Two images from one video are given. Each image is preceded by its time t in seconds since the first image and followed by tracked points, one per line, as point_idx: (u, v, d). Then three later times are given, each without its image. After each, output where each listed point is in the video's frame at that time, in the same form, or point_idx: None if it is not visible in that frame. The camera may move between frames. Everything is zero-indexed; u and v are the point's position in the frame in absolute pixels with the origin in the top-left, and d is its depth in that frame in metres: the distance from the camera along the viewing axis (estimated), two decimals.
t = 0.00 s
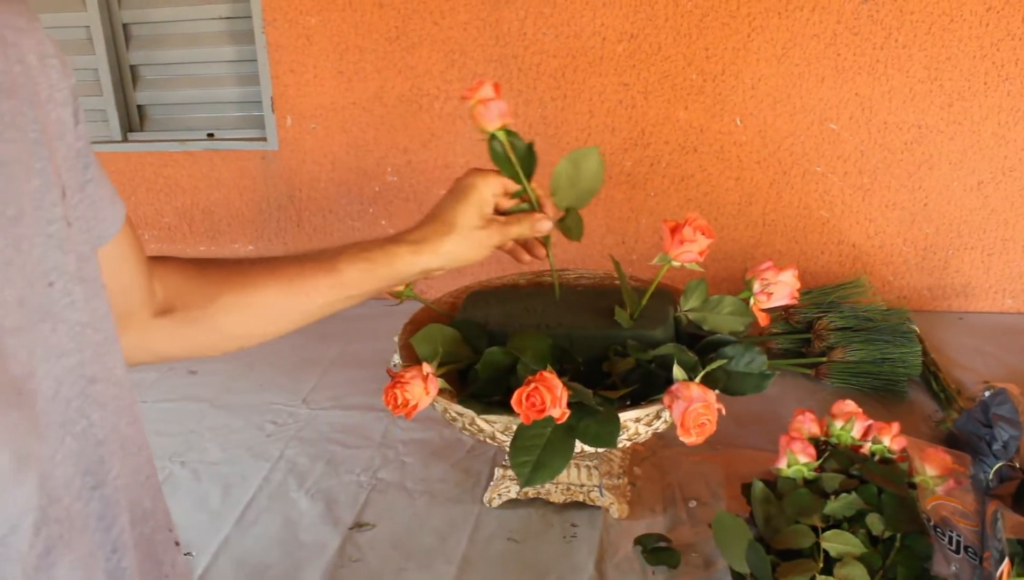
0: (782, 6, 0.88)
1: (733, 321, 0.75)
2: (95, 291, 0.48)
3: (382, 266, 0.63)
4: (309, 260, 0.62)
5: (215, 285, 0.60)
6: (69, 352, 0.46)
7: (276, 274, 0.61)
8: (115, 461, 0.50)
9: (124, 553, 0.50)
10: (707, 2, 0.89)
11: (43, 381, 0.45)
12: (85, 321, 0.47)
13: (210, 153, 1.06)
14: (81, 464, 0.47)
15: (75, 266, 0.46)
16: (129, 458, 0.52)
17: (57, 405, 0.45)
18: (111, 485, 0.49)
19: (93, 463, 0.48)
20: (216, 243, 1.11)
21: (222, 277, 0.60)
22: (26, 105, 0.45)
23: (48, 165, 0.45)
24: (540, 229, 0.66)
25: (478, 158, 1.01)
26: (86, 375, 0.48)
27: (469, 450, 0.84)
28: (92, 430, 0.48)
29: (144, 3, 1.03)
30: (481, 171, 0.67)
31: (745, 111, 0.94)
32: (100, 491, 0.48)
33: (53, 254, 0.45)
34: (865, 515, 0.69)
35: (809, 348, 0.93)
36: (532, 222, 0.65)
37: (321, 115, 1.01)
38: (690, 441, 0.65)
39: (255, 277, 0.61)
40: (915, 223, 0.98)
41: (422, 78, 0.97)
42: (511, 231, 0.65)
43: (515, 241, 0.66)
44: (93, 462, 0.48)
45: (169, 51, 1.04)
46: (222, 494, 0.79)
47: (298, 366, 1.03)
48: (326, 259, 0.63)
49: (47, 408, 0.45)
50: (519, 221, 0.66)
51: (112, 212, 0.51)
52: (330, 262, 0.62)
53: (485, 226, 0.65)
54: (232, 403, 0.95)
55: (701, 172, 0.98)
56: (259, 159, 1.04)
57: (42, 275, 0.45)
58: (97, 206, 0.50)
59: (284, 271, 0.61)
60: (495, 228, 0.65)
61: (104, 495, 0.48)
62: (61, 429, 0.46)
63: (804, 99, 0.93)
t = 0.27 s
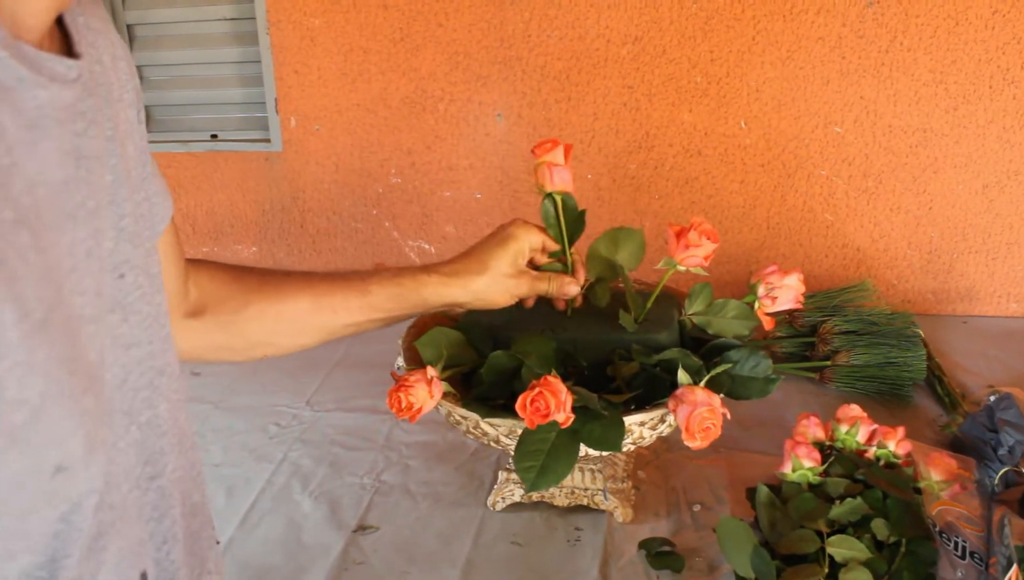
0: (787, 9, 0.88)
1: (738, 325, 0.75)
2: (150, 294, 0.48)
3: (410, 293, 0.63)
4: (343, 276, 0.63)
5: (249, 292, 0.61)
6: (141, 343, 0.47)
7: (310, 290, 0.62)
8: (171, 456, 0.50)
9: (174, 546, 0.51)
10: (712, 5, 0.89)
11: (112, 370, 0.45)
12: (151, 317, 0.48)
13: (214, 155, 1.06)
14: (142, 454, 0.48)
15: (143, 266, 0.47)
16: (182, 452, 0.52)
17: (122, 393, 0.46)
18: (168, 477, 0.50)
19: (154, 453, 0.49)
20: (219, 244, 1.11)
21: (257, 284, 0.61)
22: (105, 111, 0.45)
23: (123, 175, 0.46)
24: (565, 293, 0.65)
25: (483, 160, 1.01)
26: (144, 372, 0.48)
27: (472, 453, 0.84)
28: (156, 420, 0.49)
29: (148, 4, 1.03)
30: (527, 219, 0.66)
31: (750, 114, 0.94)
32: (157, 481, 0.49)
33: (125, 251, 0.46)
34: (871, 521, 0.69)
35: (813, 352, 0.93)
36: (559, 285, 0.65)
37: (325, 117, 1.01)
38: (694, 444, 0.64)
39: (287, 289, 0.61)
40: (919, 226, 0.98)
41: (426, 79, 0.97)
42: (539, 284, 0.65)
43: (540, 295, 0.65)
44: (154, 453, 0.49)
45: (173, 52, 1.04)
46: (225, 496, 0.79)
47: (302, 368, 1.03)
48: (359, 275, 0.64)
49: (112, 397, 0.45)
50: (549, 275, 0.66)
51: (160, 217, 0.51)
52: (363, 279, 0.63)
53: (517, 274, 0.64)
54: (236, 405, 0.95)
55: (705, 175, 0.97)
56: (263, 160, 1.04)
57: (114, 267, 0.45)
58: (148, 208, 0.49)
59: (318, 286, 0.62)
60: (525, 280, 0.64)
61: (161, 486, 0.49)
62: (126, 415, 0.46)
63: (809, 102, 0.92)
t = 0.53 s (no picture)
0: (787, 5, 0.88)
1: (735, 319, 0.75)
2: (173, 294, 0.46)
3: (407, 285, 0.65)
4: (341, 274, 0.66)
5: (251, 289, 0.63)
6: (173, 340, 0.45)
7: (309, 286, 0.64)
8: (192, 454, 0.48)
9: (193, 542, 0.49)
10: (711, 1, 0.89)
11: (141, 364, 0.43)
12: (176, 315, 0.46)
13: (212, 153, 1.06)
14: (167, 451, 0.46)
15: (168, 263, 0.45)
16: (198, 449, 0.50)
17: (150, 388, 0.44)
18: (191, 475, 0.48)
19: (179, 450, 0.46)
20: (217, 242, 1.11)
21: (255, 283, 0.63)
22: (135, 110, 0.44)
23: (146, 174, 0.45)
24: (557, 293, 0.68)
25: (481, 157, 1.00)
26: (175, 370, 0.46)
27: (471, 451, 0.84)
28: (182, 418, 0.46)
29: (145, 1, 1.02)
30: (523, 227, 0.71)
31: (749, 110, 0.93)
32: (181, 478, 0.47)
33: (155, 249, 0.44)
34: (871, 518, 0.69)
35: (813, 348, 0.93)
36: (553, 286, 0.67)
37: (323, 114, 1.01)
38: (692, 438, 0.64)
39: (286, 286, 0.64)
40: (918, 223, 0.97)
41: (424, 76, 0.97)
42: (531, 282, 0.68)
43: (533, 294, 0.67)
44: (179, 450, 0.47)
45: (171, 50, 1.04)
46: (224, 495, 0.79)
47: (300, 366, 1.02)
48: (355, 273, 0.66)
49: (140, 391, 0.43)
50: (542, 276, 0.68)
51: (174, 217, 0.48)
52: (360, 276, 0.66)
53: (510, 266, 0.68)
54: (234, 404, 0.94)
55: (704, 171, 0.97)
56: (261, 158, 1.04)
57: (145, 265, 0.43)
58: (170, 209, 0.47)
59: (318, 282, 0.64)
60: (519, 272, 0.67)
61: (184, 483, 0.47)
62: (154, 412, 0.44)
63: (808, 98, 0.92)
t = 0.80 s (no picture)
0: (786, 3, 0.88)
1: (734, 318, 0.75)
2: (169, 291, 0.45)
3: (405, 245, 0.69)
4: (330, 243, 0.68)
5: (239, 268, 0.65)
6: (171, 333, 0.44)
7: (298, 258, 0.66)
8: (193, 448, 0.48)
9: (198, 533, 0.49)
10: None
11: (145, 355, 0.43)
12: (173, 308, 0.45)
13: (210, 151, 1.06)
14: (170, 443, 0.45)
15: (164, 256, 0.44)
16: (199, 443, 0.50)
17: (152, 381, 0.44)
18: (193, 468, 0.48)
19: (180, 443, 0.46)
20: (215, 240, 1.11)
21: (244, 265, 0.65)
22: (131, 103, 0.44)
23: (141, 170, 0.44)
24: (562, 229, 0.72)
25: (480, 155, 1.00)
26: (173, 364, 0.45)
27: (469, 450, 0.84)
28: (182, 413, 0.46)
29: None
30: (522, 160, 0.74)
31: (748, 108, 0.93)
32: (184, 471, 0.47)
33: (150, 241, 0.43)
34: (870, 516, 0.69)
35: (812, 347, 0.93)
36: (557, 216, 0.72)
37: (321, 112, 1.00)
38: (693, 438, 0.64)
39: (276, 263, 0.66)
40: (917, 221, 0.97)
41: (423, 74, 0.97)
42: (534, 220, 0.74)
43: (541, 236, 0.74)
44: (181, 443, 0.46)
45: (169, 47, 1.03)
46: (222, 494, 0.79)
47: (299, 364, 1.02)
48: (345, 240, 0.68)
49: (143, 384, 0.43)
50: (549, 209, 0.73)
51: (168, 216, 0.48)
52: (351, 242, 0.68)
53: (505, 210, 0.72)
54: (232, 402, 0.94)
55: (703, 169, 0.97)
56: (259, 156, 1.03)
57: (141, 257, 0.43)
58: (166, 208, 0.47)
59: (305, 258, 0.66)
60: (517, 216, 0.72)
61: (186, 477, 0.47)
62: (154, 406, 0.44)
63: (807, 96, 0.92)
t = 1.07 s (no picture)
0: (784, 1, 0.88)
1: (731, 317, 0.75)
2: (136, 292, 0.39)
3: (314, 267, 0.65)
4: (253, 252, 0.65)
5: (181, 276, 0.63)
6: (149, 319, 0.38)
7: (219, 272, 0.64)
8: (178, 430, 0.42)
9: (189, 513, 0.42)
10: None
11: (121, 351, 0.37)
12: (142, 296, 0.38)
13: (207, 149, 1.05)
14: (150, 432, 0.39)
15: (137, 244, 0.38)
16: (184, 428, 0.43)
17: (128, 367, 0.37)
18: (178, 452, 0.41)
19: (163, 430, 0.40)
20: (212, 238, 1.11)
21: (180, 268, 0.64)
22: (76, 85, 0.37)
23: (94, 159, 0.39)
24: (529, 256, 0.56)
25: (477, 154, 1.00)
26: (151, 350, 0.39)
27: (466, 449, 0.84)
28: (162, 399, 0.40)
29: None
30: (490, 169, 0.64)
31: (745, 107, 0.93)
32: (169, 458, 0.40)
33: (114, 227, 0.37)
34: (866, 515, 0.69)
35: (808, 345, 0.93)
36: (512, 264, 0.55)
37: (318, 110, 1.00)
38: (690, 437, 0.65)
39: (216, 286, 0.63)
40: (914, 220, 0.97)
41: (420, 72, 0.97)
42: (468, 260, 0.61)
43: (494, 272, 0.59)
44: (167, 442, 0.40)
45: (166, 45, 1.03)
46: (220, 492, 0.79)
47: (296, 363, 1.02)
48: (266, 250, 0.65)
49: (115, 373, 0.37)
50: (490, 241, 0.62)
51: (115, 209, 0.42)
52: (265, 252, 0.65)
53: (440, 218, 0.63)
54: (230, 401, 0.94)
55: (700, 168, 0.97)
56: (257, 154, 1.03)
57: (109, 242, 0.36)
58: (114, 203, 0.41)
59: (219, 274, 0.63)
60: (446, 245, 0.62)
61: (172, 461, 0.41)
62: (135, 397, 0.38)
63: (804, 95, 0.92)
